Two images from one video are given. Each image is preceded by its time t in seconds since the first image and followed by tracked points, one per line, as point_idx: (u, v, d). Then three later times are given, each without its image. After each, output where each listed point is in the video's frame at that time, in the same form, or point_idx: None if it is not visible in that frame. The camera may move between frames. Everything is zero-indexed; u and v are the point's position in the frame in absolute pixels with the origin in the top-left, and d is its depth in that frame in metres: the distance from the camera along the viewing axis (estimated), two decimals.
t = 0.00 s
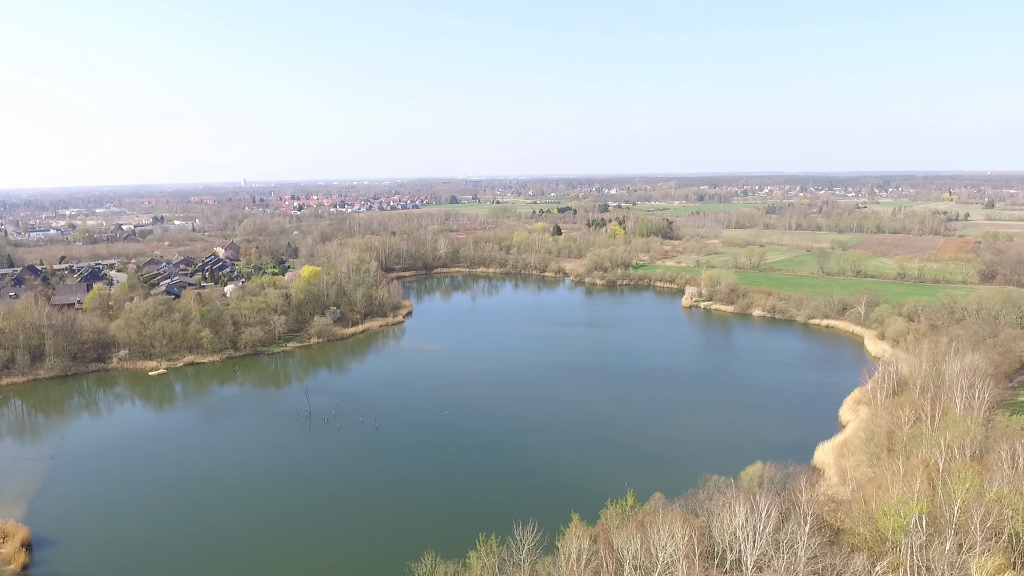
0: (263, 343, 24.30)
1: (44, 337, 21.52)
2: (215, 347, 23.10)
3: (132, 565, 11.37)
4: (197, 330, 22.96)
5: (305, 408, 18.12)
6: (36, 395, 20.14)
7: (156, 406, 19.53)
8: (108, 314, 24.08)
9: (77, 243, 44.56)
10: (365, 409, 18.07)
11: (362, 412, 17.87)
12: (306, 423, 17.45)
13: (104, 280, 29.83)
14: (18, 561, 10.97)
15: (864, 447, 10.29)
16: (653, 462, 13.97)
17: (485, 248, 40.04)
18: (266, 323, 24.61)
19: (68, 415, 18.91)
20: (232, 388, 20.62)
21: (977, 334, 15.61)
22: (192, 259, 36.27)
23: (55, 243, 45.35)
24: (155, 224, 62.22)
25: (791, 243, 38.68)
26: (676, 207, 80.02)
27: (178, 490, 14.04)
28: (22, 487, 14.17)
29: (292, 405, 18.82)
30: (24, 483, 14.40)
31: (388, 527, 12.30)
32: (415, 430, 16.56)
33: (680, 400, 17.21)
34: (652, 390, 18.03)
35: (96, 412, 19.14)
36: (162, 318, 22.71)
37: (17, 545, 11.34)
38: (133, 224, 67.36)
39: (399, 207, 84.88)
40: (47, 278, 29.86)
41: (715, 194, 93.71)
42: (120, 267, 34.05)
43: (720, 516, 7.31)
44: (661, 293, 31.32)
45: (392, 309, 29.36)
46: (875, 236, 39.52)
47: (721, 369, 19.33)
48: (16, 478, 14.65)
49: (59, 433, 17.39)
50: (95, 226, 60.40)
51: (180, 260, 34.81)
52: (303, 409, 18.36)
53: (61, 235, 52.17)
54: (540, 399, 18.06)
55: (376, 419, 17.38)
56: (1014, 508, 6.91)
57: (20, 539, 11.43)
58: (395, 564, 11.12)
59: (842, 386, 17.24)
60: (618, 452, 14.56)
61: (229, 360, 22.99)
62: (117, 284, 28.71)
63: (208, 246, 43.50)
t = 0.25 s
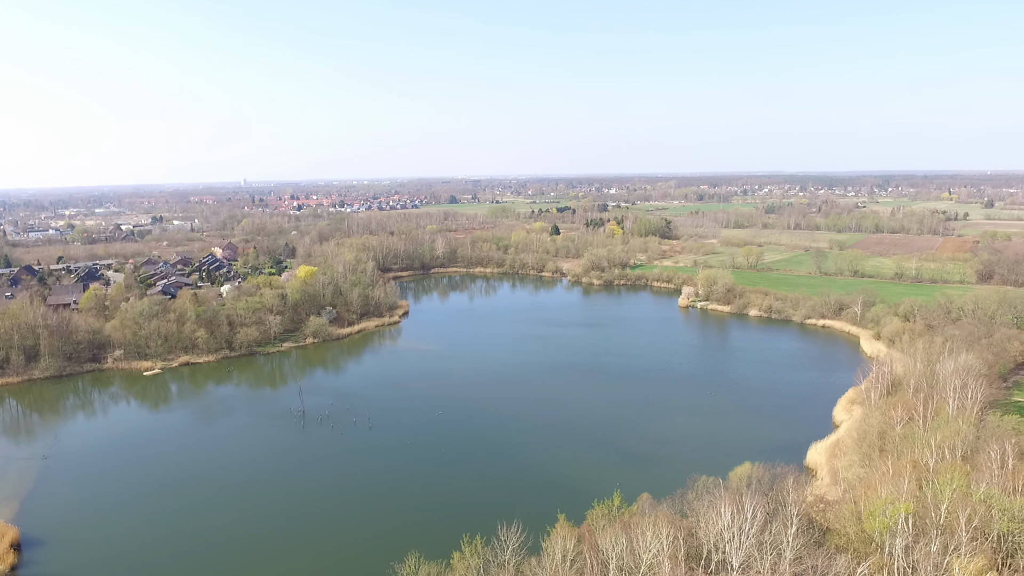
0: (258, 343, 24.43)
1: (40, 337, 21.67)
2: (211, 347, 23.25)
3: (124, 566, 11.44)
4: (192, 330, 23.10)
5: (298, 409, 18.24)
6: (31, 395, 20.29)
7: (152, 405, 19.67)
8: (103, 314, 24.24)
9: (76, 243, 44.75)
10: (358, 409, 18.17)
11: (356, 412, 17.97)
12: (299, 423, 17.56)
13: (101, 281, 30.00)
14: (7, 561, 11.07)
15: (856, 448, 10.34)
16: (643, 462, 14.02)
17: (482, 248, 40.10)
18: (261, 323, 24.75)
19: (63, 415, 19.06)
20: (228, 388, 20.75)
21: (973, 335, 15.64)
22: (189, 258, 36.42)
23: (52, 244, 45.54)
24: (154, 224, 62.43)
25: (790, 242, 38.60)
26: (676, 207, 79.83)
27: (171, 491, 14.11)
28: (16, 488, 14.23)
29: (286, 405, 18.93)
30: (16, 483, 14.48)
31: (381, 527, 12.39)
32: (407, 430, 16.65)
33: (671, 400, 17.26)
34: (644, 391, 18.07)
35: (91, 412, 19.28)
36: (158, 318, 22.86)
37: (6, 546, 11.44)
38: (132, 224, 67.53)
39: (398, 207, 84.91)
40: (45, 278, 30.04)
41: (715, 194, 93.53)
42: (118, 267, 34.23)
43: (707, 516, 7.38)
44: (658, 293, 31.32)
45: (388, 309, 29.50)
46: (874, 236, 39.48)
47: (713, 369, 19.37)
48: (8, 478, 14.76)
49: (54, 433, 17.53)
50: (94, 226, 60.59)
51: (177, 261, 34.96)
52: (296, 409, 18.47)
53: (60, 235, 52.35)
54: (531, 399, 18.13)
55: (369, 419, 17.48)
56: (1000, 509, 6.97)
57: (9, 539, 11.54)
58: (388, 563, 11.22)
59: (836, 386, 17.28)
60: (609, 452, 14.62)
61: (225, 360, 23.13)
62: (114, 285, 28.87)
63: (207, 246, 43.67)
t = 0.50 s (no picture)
0: (253, 343, 24.56)
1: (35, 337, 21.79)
2: (206, 347, 23.38)
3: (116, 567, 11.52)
4: (188, 330, 23.22)
5: (292, 409, 18.33)
6: (25, 395, 20.41)
7: (148, 405, 19.81)
8: (98, 315, 24.37)
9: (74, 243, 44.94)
10: (352, 409, 18.27)
11: (350, 412, 18.07)
12: (292, 423, 17.65)
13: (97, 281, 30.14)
14: None
15: (847, 449, 10.37)
16: (634, 462, 14.08)
17: (480, 248, 40.17)
18: (257, 323, 24.86)
19: (58, 415, 19.19)
20: (223, 388, 20.88)
21: (968, 334, 15.65)
22: (187, 258, 36.57)
23: (50, 244, 45.75)
24: (153, 224, 62.63)
25: (788, 242, 38.49)
26: (675, 206, 79.70)
27: (166, 492, 14.19)
28: (11, 489, 14.29)
29: (280, 405, 19.04)
30: (8, 484, 14.57)
31: (377, 527, 12.50)
32: (400, 431, 16.74)
33: (662, 400, 17.30)
34: (636, 390, 18.12)
35: (86, 412, 19.41)
36: (153, 318, 22.98)
37: None
38: (130, 224, 67.74)
39: (396, 207, 84.99)
40: (41, 278, 30.20)
41: (715, 193, 93.39)
42: (116, 267, 34.40)
43: (693, 516, 7.42)
44: (655, 293, 31.33)
45: (384, 309, 29.64)
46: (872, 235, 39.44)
47: (707, 369, 19.38)
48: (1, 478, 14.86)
49: (49, 433, 17.67)
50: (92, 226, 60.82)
51: (174, 261, 35.12)
52: (290, 409, 18.57)
53: (59, 234, 52.56)
54: (523, 399, 18.19)
55: (362, 419, 17.57)
56: (983, 510, 7.03)
57: None
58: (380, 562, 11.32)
59: (830, 386, 17.29)
60: (601, 452, 14.67)
61: (220, 360, 23.27)
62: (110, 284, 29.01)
63: (206, 246, 43.85)
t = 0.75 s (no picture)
0: (249, 343, 24.69)
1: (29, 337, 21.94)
2: (201, 347, 23.52)
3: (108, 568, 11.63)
4: (183, 331, 23.36)
5: (285, 409, 18.45)
6: (20, 395, 20.57)
7: (143, 405, 19.95)
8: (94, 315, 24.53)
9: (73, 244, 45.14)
10: (345, 410, 18.38)
11: (343, 413, 18.18)
12: (285, 423, 17.76)
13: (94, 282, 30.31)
14: None
15: (838, 449, 10.40)
16: (624, 462, 14.15)
17: (477, 248, 40.22)
18: (252, 323, 24.99)
19: (53, 415, 19.35)
20: (219, 388, 21.01)
21: (963, 334, 15.67)
22: (184, 258, 36.74)
23: (49, 244, 45.96)
24: (152, 225, 62.84)
25: (786, 242, 38.43)
26: (674, 206, 79.48)
27: (162, 492, 14.32)
28: (8, 489, 14.42)
29: (273, 405, 19.15)
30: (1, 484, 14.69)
31: (370, 526, 12.60)
32: (392, 431, 16.83)
33: (653, 400, 17.36)
34: (627, 391, 18.18)
35: (81, 413, 19.56)
36: (148, 318, 23.11)
37: None
38: (128, 224, 67.91)
39: (395, 207, 85.03)
40: (38, 279, 30.38)
41: (715, 193, 93.14)
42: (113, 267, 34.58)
43: (678, 518, 7.47)
44: (652, 293, 31.35)
45: (380, 309, 29.77)
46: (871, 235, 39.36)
47: (700, 369, 19.41)
48: None
49: (44, 433, 17.83)
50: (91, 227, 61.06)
51: (172, 261, 35.28)
52: (283, 409, 18.69)
53: (58, 235, 52.77)
54: (515, 399, 18.27)
55: (355, 419, 17.68)
56: (969, 511, 7.06)
57: None
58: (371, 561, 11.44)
59: (825, 386, 17.31)
60: (593, 453, 14.75)
61: (215, 360, 23.42)
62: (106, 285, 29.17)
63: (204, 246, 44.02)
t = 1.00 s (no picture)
0: (244, 343, 24.82)
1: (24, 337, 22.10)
2: (196, 347, 23.65)
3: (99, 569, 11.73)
4: (178, 331, 23.50)
5: (279, 409, 18.55)
6: (15, 395, 20.72)
7: (138, 405, 20.09)
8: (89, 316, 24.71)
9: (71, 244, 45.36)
10: (339, 410, 18.48)
11: (336, 413, 18.28)
12: (278, 423, 17.86)
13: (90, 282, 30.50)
14: None
15: (830, 450, 10.44)
16: (614, 462, 14.21)
17: (474, 248, 40.32)
18: (247, 323, 25.12)
19: (48, 416, 19.50)
20: (214, 388, 21.14)
21: (958, 334, 15.67)
22: (181, 259, 36.92)
23: (47, 245, 46.20)
24: (150, 225, 63.07)
25: (784, 242, 38.38)
26: (672, 207, 79.33)
27: (155, 492, 14.43)
28: (5, 490, 14.55)
29: (267, 405, 19.27)
30: None
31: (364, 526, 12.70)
32: (385, 431, 16.93)
33: (644, 400, 17.41)
34: (620, 391, 18.23)
35: (76, 413, 19.70)
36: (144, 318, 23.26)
37: None
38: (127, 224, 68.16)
39: (394, 207, 85.15)
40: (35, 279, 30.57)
41: (715, 193, 92.95)
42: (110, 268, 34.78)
43: (663, 518, 7.53)
44: (649, 293, 31.36)
45: (376, 309, 29.90)
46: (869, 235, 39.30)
47: (696, 370, 19.43)
48: None
49: (40, 433, 17.99)
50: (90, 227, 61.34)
51: (169, 261, 35.47)
52: (277, 409, 18.80)
53: (57, 235, 53.01)
54: (507, 400, 18.34)
55: (348, 420, 17.78)
56: (955, 512, 7.09)
57: None
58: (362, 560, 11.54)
59: (818, 387, 17.33)
60: (583, 453, 14.81)
61: (210, 360, 23.55)
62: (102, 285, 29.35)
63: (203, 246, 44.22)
